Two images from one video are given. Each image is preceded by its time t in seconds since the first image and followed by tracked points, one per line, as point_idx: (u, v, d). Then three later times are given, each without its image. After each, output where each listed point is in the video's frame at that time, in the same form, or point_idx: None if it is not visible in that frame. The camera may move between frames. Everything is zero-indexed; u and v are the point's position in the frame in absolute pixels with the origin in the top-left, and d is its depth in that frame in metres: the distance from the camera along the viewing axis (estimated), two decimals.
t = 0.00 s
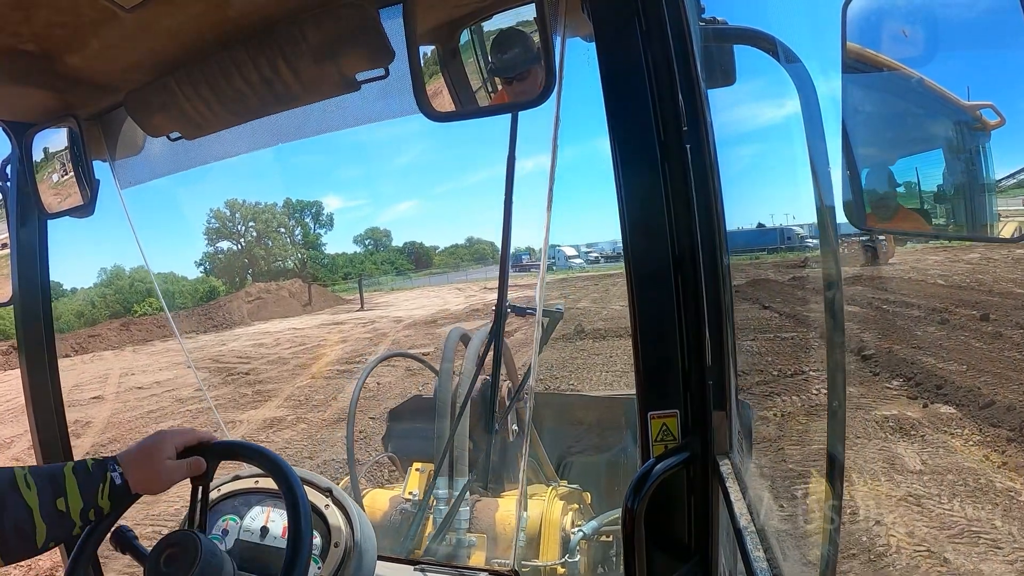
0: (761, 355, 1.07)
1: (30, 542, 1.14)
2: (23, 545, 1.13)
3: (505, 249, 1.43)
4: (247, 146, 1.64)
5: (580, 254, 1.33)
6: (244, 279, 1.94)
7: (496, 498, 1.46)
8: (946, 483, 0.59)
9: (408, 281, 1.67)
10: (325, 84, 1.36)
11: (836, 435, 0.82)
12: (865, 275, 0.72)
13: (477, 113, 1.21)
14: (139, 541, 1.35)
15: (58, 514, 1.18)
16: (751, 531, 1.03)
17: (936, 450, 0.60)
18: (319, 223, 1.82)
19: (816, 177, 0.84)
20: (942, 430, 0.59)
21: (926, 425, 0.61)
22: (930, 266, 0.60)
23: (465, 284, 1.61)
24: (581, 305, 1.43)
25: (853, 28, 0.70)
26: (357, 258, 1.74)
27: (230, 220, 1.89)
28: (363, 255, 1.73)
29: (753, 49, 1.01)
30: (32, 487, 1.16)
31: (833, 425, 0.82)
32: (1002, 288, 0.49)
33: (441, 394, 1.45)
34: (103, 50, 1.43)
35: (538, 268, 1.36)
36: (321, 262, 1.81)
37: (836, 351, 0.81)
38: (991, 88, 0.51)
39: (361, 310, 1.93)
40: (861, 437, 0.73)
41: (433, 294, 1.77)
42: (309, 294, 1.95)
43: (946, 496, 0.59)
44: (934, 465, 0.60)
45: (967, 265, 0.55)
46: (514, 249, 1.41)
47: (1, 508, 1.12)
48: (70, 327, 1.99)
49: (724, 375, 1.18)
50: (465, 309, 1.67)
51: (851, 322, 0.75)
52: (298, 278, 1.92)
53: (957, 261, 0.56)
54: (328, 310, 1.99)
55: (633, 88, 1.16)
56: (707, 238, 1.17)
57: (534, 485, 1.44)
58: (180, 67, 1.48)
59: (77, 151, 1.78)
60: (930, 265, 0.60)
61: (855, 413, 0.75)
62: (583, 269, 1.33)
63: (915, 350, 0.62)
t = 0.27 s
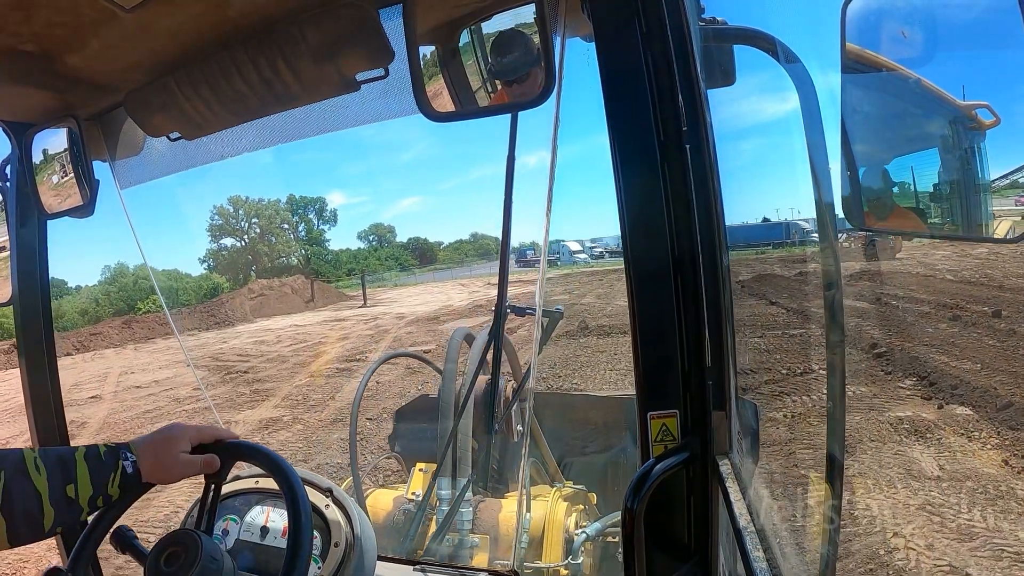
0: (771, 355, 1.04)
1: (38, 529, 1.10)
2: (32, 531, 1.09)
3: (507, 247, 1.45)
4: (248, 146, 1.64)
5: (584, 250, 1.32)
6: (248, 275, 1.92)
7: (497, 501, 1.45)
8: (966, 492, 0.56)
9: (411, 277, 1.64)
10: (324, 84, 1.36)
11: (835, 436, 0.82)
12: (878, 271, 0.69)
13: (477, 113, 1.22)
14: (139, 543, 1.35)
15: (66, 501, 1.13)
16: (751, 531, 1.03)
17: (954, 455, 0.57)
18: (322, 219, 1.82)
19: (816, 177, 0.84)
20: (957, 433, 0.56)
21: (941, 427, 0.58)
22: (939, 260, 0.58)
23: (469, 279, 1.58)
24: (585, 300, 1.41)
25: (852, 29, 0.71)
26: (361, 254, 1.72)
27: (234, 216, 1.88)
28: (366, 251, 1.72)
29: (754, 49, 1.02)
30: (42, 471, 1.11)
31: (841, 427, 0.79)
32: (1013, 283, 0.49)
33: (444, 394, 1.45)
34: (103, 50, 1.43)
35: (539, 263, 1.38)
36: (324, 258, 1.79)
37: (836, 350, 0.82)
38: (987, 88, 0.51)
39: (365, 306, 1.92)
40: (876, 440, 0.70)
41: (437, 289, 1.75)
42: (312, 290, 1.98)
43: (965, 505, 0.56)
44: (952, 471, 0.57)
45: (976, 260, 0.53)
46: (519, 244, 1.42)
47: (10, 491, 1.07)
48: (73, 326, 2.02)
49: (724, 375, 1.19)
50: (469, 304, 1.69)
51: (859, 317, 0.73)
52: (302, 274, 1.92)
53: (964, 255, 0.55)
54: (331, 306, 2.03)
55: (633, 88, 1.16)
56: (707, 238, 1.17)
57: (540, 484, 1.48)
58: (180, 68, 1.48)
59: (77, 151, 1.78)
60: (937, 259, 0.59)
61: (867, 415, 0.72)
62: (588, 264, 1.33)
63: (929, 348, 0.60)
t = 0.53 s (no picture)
0: (773, 355, 1.04)
1: (42, 528, 1.09)
2: (36, 529, 1.09)
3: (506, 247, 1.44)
4: (248, 146, 1.64)
5: (582, 247, 1.33)
6: (246, 275, 1.94)
7: (498, 501, 1.45)
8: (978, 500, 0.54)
9: (409, 276, 1.65)
10: (325, 84, 1.36)
11: (835, 434, 0.82)
12: (878, 269, 0.69)
13: (476, 113, 1.22)
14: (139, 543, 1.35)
15: (71, 499, 1.14)
16: (751, 531, 1.03)
17: (964, 461, 0.56)
18: (320, 219, 1.82)
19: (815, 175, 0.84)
20: (966, 438, 0.55)
21: (949, 431, 0.58)
22: (940, 257, 0.59)
23: (466, 279, 1.60)
24: (583, 300, 1.43)
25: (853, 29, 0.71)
26: (359, 254, 1.73)
27: (230, 217, 1.90)
28: (364, 250, 1.73)
29: (756, 49, 1.01)
30: (46, 469, 1.11)
31: (854, 433, 0.76)
32: (1013, 279, 0.48)
33: (445, 394, 1.45)
34: (103, 50, 1.43)
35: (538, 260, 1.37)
36: (321, 258, 1.79)
37: (836, 348, 0.82)
38: (990, 88, 0.51)
39: (360, 306, 1.93)
40: (885, 446, 0.69)
41: (433, 288, 1.78)
42: (308, 290, 1.94)
43: (978, 515, 0.54)
44: (964, 477, 0.56)
45: (977, 257, 0.53)
46: (517, 243, 1.42)
47: (13, 491, 1.07)
48: (69, 327, 2.01)
49: (724, 374, 1.19)
50: (466, 303, 1.70)
51: (861, 316, 0.73)
52: (299, 273, 1.90)
53: (965, 252, 0.55)
54: (327, 306, 1.98)
55: (633, 88, 1.16)
56: (707, 237, 1.17)
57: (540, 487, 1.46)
58: (181, 68, 1.48)
59: (77, 151, 1.78)
60: (939, 256, 0.59)
61: (874, 419, 0.71)
62: (587, 263, 1.33)
63: (933, 347, 0.59)
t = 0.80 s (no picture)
0: (774, 357, 1.04)
1: (44, 526, 1.08)
2: (37, 528, 1.08)
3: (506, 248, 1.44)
4: (248, 146, 1.64)
5: (581, 250, 1.33)
6: (244, 277, 1.94)
7: (498, 501, 1.45)
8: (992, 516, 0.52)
9: (406, 278, 1.66)
10: (325, 84, 1.36)
11: (835, 435, 0.82)
12: (880, 272, 0.69)
13: (475, 114, 1.22)
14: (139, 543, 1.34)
15: (74, 498, 1.13)
16: (751, 531, 1.03)
17: (975, 473, 0.54)
18: (319, 220, 1.82)
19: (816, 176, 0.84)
20: (978, 448, 0.53)
21: (960, 441, 0.55)
22: (941, 260, 0.59)
23: (464, 279, 1.60)
24: (582, 302, 1.43)
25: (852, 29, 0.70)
26: (357, 255, 1.74)
27: (229, 217, 1.89)
28: (362, 251, 1.73)
29: (756, 49, 1.01)
30: (50, 468, 1.10)
31: (861, 443, 0.73)
32: (1019, 283, 0.48)
33: (445, 396, 1.43)
34: (103, 50, 1.43)
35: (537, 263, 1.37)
36: (321, 258, 1.79)
37: (836, 348, 0.81)
38: (989, 88, 0.51)
39: (358, 308, 1.96)
40: (893, 457, 0.66)
41: (432, 291, 1.83)
42: (306, 292, 2.00)
43: (994, 533, 0.52)
44: (978, 490, 0.54)
45: (977, 259, 0.53)
46: (516, 245, 1.42)
47: (16, 489, 1.06)
48: (67, 328, 2.02)
49: (724, 375, 1.19)
50: (464, 306, 1.74)
51: (864, 320, 0.72)
52: (297, 274, 1.91)
53: (966, 255, 0.55)
54: (325, 307, 2.06)
55: (633, 88, 1.16)
56: (707, 238, 1.17)
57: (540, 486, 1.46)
58: (181, 68, 1.48)
59: (77, 151, 1.79)
60: (939, 260, 0.59)
61: (882, 428, 0.69)
62: (586, 264, 1.33)
63: (939, 353, 0.58)
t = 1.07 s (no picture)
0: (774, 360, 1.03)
1: (50, 522, 1.08)
2: (44, 524, 1.07)
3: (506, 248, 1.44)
4: (248, 147, 1.64)
5: (580, 254, 1.33)
6: (241, 278, 1.95)
7: (498, 501, 1.45)
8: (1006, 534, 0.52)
9: (404, 280, 1.67)
10: (324, 84, 1.36)
11: (835, 436, 0.82)
12: (881, 278, 0.69)
13: (475, 113, 1.22)
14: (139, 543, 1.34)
15: (82, 495, 1.13)
16: (751, 531, 1.03)
17: (987, 491, 0.53)
18: (317, 221, 1.82)
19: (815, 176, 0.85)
20: (989, 463, 0.53)
21: (969, 456, 0.55)
22: (941, 268, 0.58)
23: (462, 284, 1.61)
24: (580, 306, 1.45)
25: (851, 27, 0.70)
26: (356, 257, 1.74)
27: (227, 218, 1.89)
28: (360, 253, 1.74)
29: (756, 49, 1.01)
30: (59, 464, 1.10)
31: (868, 457, 0.72)
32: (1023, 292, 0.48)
33: (448, 394, 1.43)
34: (103, 50, 1.43)
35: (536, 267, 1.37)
36: (319, 260, 1.83)
37: (836, 348, 0.81)
38: (990, 87, 0.51)
39: (354, 311, 1.94)
40: (903, 472, 0.65)
41: (428, 294, 1.81)
42: (302, 294, 2.03)
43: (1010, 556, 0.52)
44: (990, 509, 0.53)
45: (978, 267, 0.53)
46: (515, 248, 1.42)
47: (25, 484, 1.06)
48: (64, 327, 2.02)
49: (725, 374, 1.19)
50: (461, 308, 1.71)
51: (866, 327, 0.72)
52: (296, 275, 1.94)
53: (965, 262, 0.55)
54: (321, 310, 2.06)
55: (633, 88, 1.16)
56: (707, 238, 1.17)
57: (540, 486, 1.46)
58: (181, 68, 1.48)
59: (77, 151, 1.78)
60: (939, 266, 0.58)
61: (889, 441, 0.68)
62: (586, 269, 1.33)
63: (944, 363, 0.57)
